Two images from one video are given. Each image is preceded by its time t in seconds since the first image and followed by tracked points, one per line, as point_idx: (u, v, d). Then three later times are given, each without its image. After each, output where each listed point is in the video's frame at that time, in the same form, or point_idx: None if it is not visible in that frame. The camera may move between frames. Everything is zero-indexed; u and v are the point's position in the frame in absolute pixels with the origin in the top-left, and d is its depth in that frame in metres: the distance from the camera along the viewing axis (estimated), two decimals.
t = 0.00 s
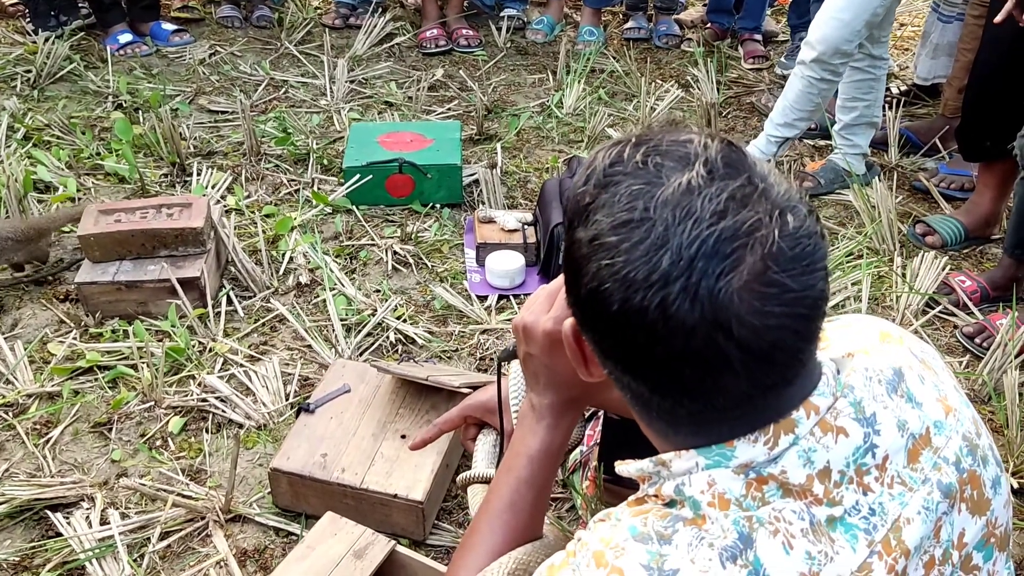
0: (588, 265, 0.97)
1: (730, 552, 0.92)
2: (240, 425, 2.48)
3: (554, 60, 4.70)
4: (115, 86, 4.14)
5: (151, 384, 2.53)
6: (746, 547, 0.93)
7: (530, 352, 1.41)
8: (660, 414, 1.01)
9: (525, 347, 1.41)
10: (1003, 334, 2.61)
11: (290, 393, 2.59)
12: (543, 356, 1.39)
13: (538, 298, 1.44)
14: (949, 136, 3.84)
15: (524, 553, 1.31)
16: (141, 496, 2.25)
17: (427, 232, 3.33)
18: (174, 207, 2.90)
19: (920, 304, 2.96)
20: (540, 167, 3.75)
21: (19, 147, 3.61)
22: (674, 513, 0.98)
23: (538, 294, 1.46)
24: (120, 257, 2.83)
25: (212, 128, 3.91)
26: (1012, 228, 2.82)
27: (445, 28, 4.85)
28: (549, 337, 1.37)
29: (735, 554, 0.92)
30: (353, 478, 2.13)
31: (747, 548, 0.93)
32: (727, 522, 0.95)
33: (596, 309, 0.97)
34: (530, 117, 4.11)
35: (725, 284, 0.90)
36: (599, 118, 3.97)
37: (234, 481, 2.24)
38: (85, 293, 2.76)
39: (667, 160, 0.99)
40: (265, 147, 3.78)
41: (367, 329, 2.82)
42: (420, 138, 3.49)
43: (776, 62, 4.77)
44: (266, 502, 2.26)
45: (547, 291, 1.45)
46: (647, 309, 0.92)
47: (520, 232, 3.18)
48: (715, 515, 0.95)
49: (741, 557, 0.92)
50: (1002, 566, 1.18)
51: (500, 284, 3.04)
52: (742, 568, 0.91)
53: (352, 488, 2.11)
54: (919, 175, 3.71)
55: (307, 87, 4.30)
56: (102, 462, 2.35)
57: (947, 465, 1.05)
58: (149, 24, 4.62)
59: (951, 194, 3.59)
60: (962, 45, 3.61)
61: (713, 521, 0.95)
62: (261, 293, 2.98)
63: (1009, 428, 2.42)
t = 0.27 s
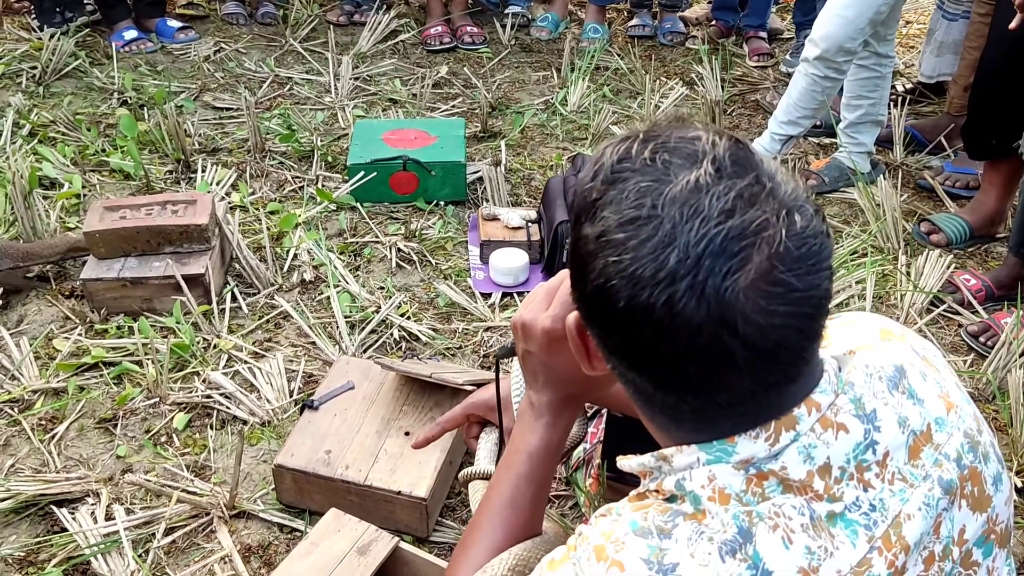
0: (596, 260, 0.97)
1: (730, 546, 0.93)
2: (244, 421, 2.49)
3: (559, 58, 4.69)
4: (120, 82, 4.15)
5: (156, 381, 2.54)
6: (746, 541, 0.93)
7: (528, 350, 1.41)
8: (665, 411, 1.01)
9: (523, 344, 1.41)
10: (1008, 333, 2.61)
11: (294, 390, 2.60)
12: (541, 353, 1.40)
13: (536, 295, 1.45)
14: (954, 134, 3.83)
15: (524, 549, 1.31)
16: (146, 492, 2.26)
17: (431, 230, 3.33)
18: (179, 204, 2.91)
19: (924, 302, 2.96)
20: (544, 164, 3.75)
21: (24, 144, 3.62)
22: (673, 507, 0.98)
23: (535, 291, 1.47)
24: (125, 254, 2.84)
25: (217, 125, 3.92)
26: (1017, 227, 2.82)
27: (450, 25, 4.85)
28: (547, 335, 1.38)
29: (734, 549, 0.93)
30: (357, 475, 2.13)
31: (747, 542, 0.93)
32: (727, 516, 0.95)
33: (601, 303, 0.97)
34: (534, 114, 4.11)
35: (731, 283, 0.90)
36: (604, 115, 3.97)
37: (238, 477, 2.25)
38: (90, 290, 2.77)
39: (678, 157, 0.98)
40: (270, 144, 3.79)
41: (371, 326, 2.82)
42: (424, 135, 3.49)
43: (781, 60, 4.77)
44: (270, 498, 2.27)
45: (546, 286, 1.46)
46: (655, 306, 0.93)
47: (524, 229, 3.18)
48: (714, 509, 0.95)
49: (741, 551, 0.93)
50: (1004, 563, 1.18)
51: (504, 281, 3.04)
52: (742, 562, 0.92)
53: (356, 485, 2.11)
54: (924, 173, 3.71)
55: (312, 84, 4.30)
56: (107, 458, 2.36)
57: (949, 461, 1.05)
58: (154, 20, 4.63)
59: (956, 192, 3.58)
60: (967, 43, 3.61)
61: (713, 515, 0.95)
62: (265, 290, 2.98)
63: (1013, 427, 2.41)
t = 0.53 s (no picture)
0: (611, 254, 0.97)
1: (739, 541, 0.92)
2: (255, 416, 2.50)
3: (570, 54, 4.69)
4: (132, 78, 4.16)
5: (168, 375, 2.54)
6: (754, 537, 0.92)
7: (535, 346, 1.41)
8: (679, 407, 1.01)
9: (531, 340, 1.41)
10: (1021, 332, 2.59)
11: (305, 385, 2.60)
12: (548, 349, 1.39)
13: (542, 292, 1.45)
14: (967, 132, 3.81)
15: (533, 545, 1.31)
16: (158, 486, 2.27)
17: (442, 226, 3.33)
18: (191, 199, 2.91)
19: (936, 301, 2.94)
20: (555, 161, 3.75)
21: (37, 139, 3.64)
22: (681, 503, 0.97)
23: (542, 288, 1.46)
24: (137, 249, 2.85)
25: (228, 121, 3.93)
26: None
27: (461, 22, 4.85)
28: (553, 330, 1.37)
29: (743, 544, 0.92)
30: (368, 471, 2.14)
31: (755, 538, 0.92)
32: (736, 512, 0.94)
33: (616, 297, 0.97)
34: (545, 111, 4.10)
35: (746, 279, 0.89)
36: (614, 112, 3.96)
37: (249, 472, 2.25)
38: (103, 285, 2.78)
39: (700, 148, 0.97)
40: (281, 140, 3.79)
41: (382, 322, 2.82)
42: (435, 132, 3.49)
43: (792, 57, 4.75)
44: (280, 493, 2.27)
45: (552, 283, 1.45)
46: (668, 301, 0.92)
47: (535, 226, 3.18)
48: (723, 505, 0.95)
49: (749, 547, 0.92)
50: (1013, 562, 1.17)
51: (515, 278, 3.03)
52: (750, 558, 0.91)
53: (366, 480, 2.12)
54: (936, 171, 3.69)
55: (323, 81, 4.31)
56: (119, 452, 2.37)
57: (959, 459, 1.05)
58: (166, 17, 4.64)
59: (968, 191, 3.56)
60: (981, 41, 3.59)
61: (722, 510, 0.95)
62: (276, 286, 2.99)
63: None
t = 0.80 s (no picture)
0: (673, 216, 0.95)
1: (753, 532, 0.90)
2: (270, 412, 2.51)
3: (584, 53, 4.68)
4: (149, 76, 4.19)
5: (184, 371, 2.56)
6: (770, 528, 0.91)
7: (546, 346, 1.40)
8: (741, 378, 0.99)
9: (541, 340, 1.40)
10: None
11: (320, 381, 2.61)
12: (559, 350, 1.39)
13: (555, 290, 1.42)
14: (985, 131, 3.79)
15: (545, 541, 1.31)
16: (174, 480, 2.28)
17: (456, 224, 3.34)
18: (207, 196, 2.93)
19: (953, 301, 2.92)
20: (569, 159, 3.75)
21: (55, 136, 3.67)
22: (696, 496, 0.96)
23: (552, 286, 1.44)
24: (154, 245, 2.87)
25: (244, 119, 3.95)
26: None
27: (475, 20, 4.85)
28: (565, 332, 1.37)
29: (758, 535, 0.90)
30: (382, 467, 2.14)
31: (771, 530, 0.91)
32: (753, 502, 0.92)
33: (681, 258, 0.95)
34: (559, 109, 4.10)
35: (820, 214, 0.90)
36: (629, 111, 3.95)
37: (265, 467, 2.27)
38: (120, 281, 2.80)
39: (745, 111, 1.00)
40: (296, 138, 3.81)
41: (396, 319, 2.83)
42: (450, 130, 3.49)
43: (808, 55, 4.73)
44: (295, 489, 2.28)
45: (563, 282, 1.42)
46: (744, 246, 0.91)
47: (549, 224, 3.18)
48: (741, 495, 0.93)
49: (764, 538, 0.90)
50: None
51: (528, 276, 3.03)
52: (764, 549, 0.90)
53: (380, 476, 2.13)
54: (954, 170, 3.66)
55: (338, 78, 4.32)
56: (136, 447, 2.39)
57: (978, 457, 1.04)
58: (183, 15, 4.66)
59: (986, 190, 3.54)
60: (1000, 40, 3.57)
61: (737, 501, 0.93)
62: (292, 283, 3.00)
63: None
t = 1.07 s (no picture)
0: (770, 184, 0.91)
1: (779, 512, 0.89)
2: (287, 409, 2.54)
3: (598, 53, 4.70)
4: (168, 76, 4.23)
5: (203, 367, 2.60)
6: (797, 509, 0.90)
7: (560, 342, 1.39)
8: (820, 354, 0.97)
9: (555, 336, 1.39)
10: None
11: (336, 378, 2.64)
12: (574, 347, 1.38)
13: (568, 288, 1.41)
14: (1002, 132, 3.78)
15: (561, 534, 1.32)
16: (194, 475, 2.32)
17: (471, 223, 3.36)
18: (225, 195, 2.97)
19: (969, 301, 2.92)
20: (584, 159, 3.77)
21: (77, 136, 3.72)
22: (719, 480, 0.95)
23: (566, 282, 1.43)
24: (173, 243, 2.90)
25: (261, 118, 3.98)
26: None
27: (490, 21, 4.88)
28: (580, 330, 1.36)
29: (784, 515, 0.89)
30: (399, 463, 2.17)
31: (798, 510, 0.90)
32: (782, 482, 0.91)
33: (776, 226, 0.91)
34: (574, 109, 4.12)
35: (914, 186, 0.90)
36: (644, 111, 3.96)
37: (283, 462, 2.30)
38: (140, 278, 2.84)
39: (813, 92, 0.99)
40: (312, 137, 3.84)
41: (412, 318, 2.86)
42: (465, 129, 3.51)
43: (823, 55, 4.72)
44: (312, 484, 2.31)
45: (577, 278, 1.41)
46: (849, 214, 0.89)
47: (563, 224, 3.20)
48: (771, 475, 0.92)
49: (790, 518, 0.89)
50: None
51: (543, 275, 3.05)
52: (790, 528, 0.89)
53: (397, 472, 2.15)
54: (970, 170, 3.66)
55: (354, 78, 4.35)
56: (156, 442, 2.42)
57: (1003, 446, 1.06)
58: (201, 15, 4.71)
59: (1003, 191, 3.53)
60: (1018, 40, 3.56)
61: (762, 482, 0.92)
62: (308, 281, 3.03)
63: None
